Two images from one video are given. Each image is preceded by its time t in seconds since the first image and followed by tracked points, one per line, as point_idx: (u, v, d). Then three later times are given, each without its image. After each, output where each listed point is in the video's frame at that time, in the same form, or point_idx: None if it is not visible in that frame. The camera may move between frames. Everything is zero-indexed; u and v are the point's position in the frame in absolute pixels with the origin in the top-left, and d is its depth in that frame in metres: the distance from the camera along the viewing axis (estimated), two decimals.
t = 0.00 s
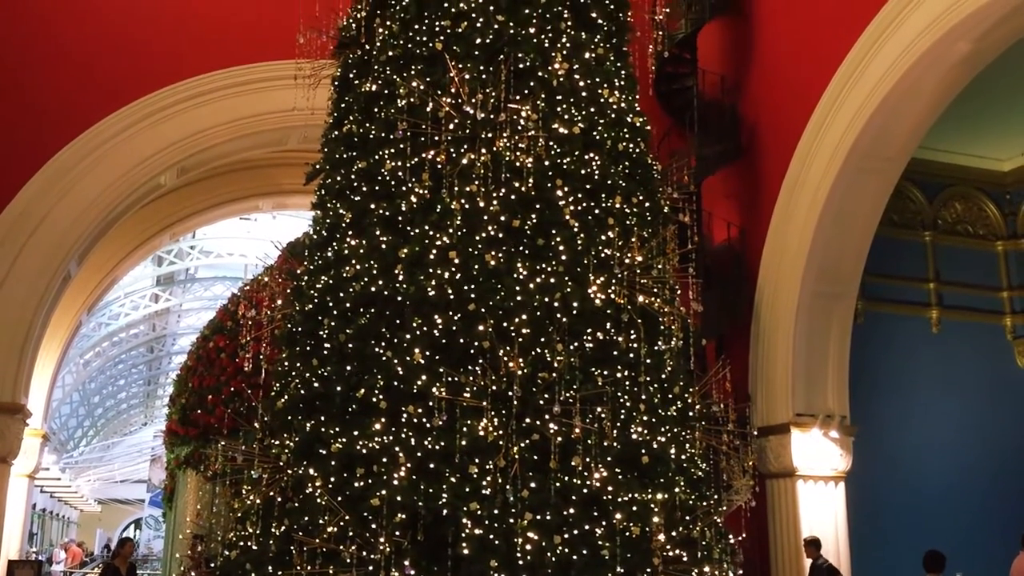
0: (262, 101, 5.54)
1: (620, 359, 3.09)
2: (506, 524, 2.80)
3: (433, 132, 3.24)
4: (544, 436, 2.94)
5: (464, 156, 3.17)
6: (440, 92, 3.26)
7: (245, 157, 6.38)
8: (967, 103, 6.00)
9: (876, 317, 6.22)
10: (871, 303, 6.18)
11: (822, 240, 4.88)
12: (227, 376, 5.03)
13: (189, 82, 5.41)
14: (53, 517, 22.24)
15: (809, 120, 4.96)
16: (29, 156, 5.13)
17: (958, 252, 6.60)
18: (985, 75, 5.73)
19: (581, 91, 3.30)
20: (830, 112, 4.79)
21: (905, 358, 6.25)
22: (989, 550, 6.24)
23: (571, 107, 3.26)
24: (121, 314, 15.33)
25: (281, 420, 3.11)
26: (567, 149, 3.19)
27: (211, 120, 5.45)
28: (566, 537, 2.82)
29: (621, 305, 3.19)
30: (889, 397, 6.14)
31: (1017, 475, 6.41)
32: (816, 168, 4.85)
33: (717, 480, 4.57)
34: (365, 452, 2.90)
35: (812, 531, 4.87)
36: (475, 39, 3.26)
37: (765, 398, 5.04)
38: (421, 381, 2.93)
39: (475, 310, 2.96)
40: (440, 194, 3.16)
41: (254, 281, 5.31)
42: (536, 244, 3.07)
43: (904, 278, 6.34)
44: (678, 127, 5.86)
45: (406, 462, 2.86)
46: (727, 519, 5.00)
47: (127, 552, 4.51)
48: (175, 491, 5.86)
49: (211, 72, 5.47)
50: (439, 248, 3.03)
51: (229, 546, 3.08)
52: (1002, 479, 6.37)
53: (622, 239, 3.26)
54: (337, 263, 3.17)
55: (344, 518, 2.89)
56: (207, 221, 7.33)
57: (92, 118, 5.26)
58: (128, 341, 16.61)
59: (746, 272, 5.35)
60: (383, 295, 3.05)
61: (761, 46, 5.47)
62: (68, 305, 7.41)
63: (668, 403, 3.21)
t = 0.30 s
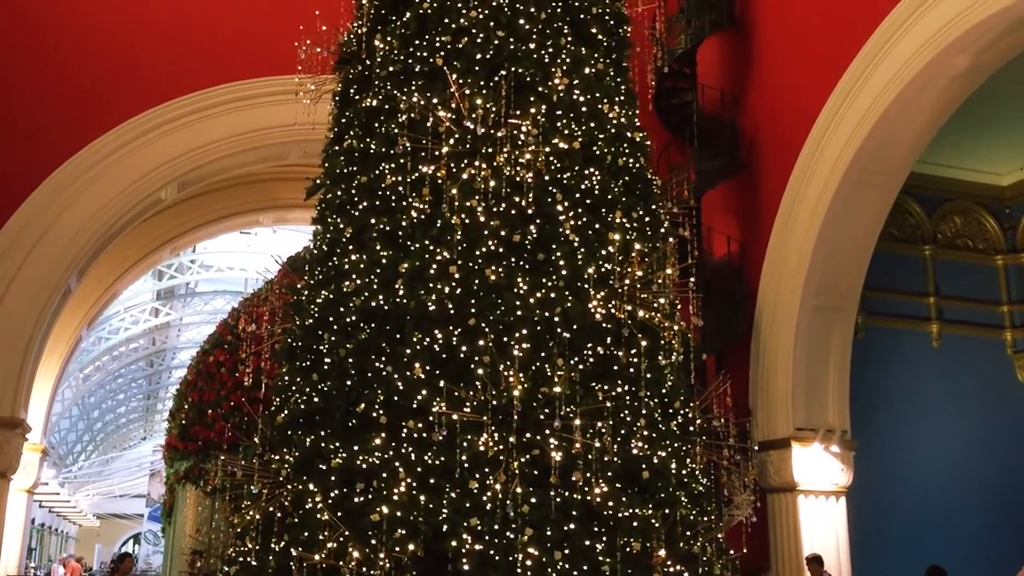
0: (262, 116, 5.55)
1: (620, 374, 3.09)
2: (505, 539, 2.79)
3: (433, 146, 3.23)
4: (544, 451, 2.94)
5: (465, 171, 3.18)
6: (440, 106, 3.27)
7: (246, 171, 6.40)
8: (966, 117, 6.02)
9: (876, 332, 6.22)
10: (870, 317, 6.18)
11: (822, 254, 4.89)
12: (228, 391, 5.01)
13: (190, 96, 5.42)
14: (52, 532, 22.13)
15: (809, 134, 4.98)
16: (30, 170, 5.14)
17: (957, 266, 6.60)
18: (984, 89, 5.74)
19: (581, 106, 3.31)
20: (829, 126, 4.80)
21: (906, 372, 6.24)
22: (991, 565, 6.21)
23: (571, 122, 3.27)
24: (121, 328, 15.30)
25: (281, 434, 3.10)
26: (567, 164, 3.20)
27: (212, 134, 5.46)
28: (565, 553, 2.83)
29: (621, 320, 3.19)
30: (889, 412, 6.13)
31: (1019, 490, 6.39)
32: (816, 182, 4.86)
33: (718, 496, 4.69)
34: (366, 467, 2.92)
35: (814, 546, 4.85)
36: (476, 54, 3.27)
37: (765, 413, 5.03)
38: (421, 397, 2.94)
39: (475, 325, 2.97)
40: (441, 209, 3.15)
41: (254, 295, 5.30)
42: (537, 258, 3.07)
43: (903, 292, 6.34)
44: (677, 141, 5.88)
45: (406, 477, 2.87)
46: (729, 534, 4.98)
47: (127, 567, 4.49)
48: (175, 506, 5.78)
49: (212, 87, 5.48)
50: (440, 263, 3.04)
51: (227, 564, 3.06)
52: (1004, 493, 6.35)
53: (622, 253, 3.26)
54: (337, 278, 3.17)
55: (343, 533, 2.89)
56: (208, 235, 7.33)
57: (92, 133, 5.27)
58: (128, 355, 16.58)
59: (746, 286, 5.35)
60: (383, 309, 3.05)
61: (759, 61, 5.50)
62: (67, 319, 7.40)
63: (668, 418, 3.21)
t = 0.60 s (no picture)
0: (265, 131, 5.55)
1: (623, 390, 3.10)
2: (508, 556, 2.79)
3: (435, 162, 3.24)
4: (546, 467, 2.93)
5: (467, 186, 3.18)
6: (442, 122, 3.27)
7: (249, 187, 6.41)
8: (968, 133, 6.03)
9: (879, 347, 6.21)
10: (873, 332, 6.17)
11: (824, 269, 4.89)
12: (230, 407, 4.98)
13: (194, 112, 5.43)
14: (53, 547, 22.05)
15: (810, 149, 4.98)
16: (33, 188, 5.16)
17: (960, 281, 6.60)
18: (985, 105, 5.75)
19: (583, 122, 3.32)
20: (830, 142, 4.81)
21: (909, 387, 6.23)
22: None
23: (573, 138, 3.28)
24: (124, 342, 15.30)
25: (283, 449, 3.10)
26: (569, 180, 3.21)
27: (216, 150, 5.47)
28: (568, 569, 2.83)
29: (623, 336, 3.19)
30: (893, 428, 6.11)
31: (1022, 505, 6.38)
32: (818, 197, 4.86)
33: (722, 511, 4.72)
34: (368, 483, 2.91)
35: (818, 561, 4.82)
36: (478, 71, 3.29)
37: (768, 428, 5.02)
38: (423, 413, 2.94)
39: (478, 340, 2.97)
40: (443, 225, 3.15)
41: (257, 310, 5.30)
42: (539, 273, 3.08)
43: (906, 307, 6.34)
44: (679, 157, 5.90)
45: (409, 493, 2.86)
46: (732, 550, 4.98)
47: None
48: (177, 522, 5.73)
49: (215, 103, 5.49)
50: (443, 278, 3.04)
51: None
52: (1007, 508, 6.33)
53: (624, 269, 3.26)
54: (339, 293, 3.18)
55: (345, 549, 2.89)
56: (212, 250, 7.34)
57: (95, 150, 5.28)
58: (130, 370, 16.56)
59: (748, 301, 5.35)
60: (386, 325, 3.05)
61: (760, 77, 5.52)
62: (71, 330, 7.38)
63: (671, 434, 3.22)
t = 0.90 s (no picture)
0: (269, 145, 5.56)
1: (626, 404, 3.10)
2: (511, 570, 2.78)
3: (439, 176, 3.25)
4: (550, 481, 2.94)
5: (471, 201, 3.19)
6: (447, 137, 3.28)
7: (252, 200, 6.43)
8: (971, 147, 6.04)
9: (883, 361, 6.19)
10: (877, 346, 6.16)
11: (827, 284, 4.89)
12: (233, 420, 4.97)
13: (198, 126, 5.44)
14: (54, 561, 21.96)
15: (813, 164, 4.99)
16: (37, 201, 5.18)
17: (964, 295, 6.60)
18: (989, 119, 5.75)
19: (586, 136, 3.33)
20: (833, 156, 4.81)
21: (913, 401, 6.21)
22: None
23: (577, 152, 3.28)
24: (127, 355, 15.28)
25: (285, 463, 3.09)
26: (573, 194, 3.22)
27: (220, 164, 5.48)
28: None
29: (627, 349, 3.19)
30: (897, 442, 6.09)
31: None
32: (821, 212, 4.86)
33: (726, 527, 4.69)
34: (371, 497, 2.90)
35: None
36: (482, 85, 3.30)
37: (772, 443, 5.00)
38: (426, 426, 2.92)
39: (481, 354, 2.96)
40: (447, 238, 3.17)
41: (261, 324, 5.30)
42: (542, 287, 3.08)
43: (910, 321, 6.33)
44: (682, 171, 5.91)
45: (412, 507, 2.86)
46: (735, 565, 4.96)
47: None
48: (180, 536, 5.66)
49: (220, 117, 5.50)
50: (446, 292, 3.03)
51: None
52: (1012, 523, 6.31)
53: (628, 283, 3.27)
54: (343, 307, 3.19)
55: (348, 564, 2.88)
56: (216, 264, 7.35)
57: (99, 164, 5.30)
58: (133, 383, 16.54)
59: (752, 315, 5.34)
60: (390, 339, 3.05)
61: (763, 92, 5.53)
62: (76, 342, 7.44)
63: (674, 448, 3.21)
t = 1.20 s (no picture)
0: (272, 156, 5.56)
1: (628, 415, 3.10)
2: None
3: (441, 187, 3.25)
4: (552, 492, 2.94)
5: (473, 212, 3.19)
6: (449, 148, 3.28)
7: (255, 210, 6.43)
8: (973, 158, 6.04)
9: (885, 372, 6.18)
10: (879, 356, 6.16)
11: (830, 294, 4.88)
12: (235, 431, 4.98)
13: (201, 136, 5.44)
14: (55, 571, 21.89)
15: (815, 174, 4.99)
16: (40, 211, 5.19)
17: (966, 306, 6.59)
18: (990, 130, 5.76)
19: (589, 147, 3.34)
20: (836, 166, 4.82)
21: (916, 412, 6.20)
22: None
23: (579, 163, 3.29)
24: (129, 365, 15.27)
25: (288, 474, 3.11)
26: (575, 205, 3.23)
27: (222, 174, 5.48)
28: None
29: (629, 360, 3.19)
30: (900, 453, 6.08)
31: None
32: (823, 222, 4.87)
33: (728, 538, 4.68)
34: (373, 508, 2.90)
35: None
36: (484, 96, 3.30)
37: (775, 454, 4.99)
38: (428, 437, 2.92)
39: (483, 364, 2.97)
40: (449, 249, 3.17)
41: (264, 333, 5.30)
42: (544, 298, 3.08)
43: (912, 332, 6.32)
44: (685, 182, 5.92)
45: (413, 517, 2.85)
46: None
47: None
48: (180, 545, 5.61)
49: (223, 127, 5.51)
50: (448, 302, 3.03)
51: None
52: (1016, 535, 6.29)
53: (629, 294, 3.27)
54: (345, 317, 3.19)
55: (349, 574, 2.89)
56: (217, 274, 7.35)
57: (102, 174, 5.31)
58: (135, 393, 16.53)
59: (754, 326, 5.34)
60: (392, 349, 3.05)
61: (766, 102, 5.53)
62: (78, 352, 7.47)
63: (676, 459, 3.22)
